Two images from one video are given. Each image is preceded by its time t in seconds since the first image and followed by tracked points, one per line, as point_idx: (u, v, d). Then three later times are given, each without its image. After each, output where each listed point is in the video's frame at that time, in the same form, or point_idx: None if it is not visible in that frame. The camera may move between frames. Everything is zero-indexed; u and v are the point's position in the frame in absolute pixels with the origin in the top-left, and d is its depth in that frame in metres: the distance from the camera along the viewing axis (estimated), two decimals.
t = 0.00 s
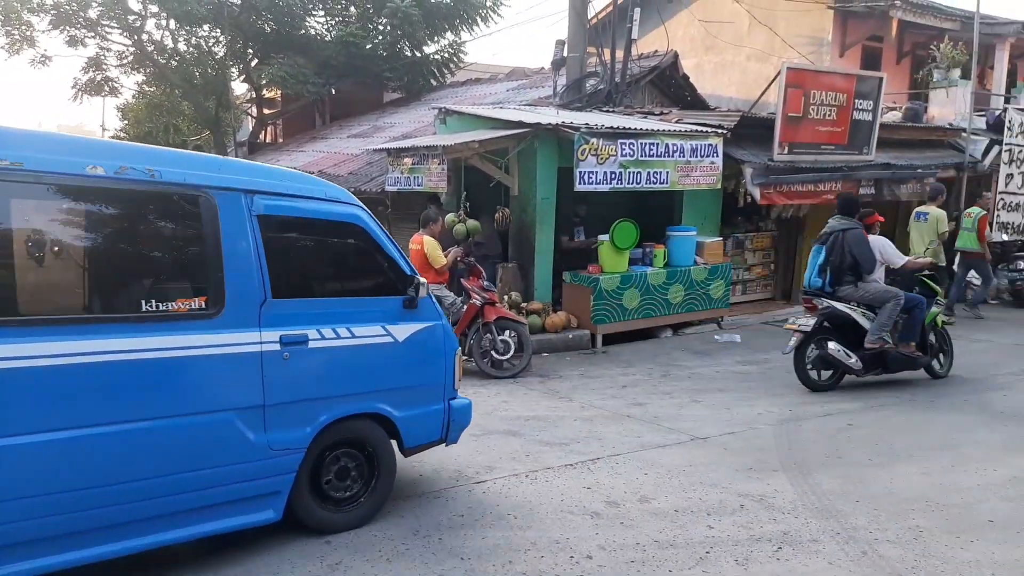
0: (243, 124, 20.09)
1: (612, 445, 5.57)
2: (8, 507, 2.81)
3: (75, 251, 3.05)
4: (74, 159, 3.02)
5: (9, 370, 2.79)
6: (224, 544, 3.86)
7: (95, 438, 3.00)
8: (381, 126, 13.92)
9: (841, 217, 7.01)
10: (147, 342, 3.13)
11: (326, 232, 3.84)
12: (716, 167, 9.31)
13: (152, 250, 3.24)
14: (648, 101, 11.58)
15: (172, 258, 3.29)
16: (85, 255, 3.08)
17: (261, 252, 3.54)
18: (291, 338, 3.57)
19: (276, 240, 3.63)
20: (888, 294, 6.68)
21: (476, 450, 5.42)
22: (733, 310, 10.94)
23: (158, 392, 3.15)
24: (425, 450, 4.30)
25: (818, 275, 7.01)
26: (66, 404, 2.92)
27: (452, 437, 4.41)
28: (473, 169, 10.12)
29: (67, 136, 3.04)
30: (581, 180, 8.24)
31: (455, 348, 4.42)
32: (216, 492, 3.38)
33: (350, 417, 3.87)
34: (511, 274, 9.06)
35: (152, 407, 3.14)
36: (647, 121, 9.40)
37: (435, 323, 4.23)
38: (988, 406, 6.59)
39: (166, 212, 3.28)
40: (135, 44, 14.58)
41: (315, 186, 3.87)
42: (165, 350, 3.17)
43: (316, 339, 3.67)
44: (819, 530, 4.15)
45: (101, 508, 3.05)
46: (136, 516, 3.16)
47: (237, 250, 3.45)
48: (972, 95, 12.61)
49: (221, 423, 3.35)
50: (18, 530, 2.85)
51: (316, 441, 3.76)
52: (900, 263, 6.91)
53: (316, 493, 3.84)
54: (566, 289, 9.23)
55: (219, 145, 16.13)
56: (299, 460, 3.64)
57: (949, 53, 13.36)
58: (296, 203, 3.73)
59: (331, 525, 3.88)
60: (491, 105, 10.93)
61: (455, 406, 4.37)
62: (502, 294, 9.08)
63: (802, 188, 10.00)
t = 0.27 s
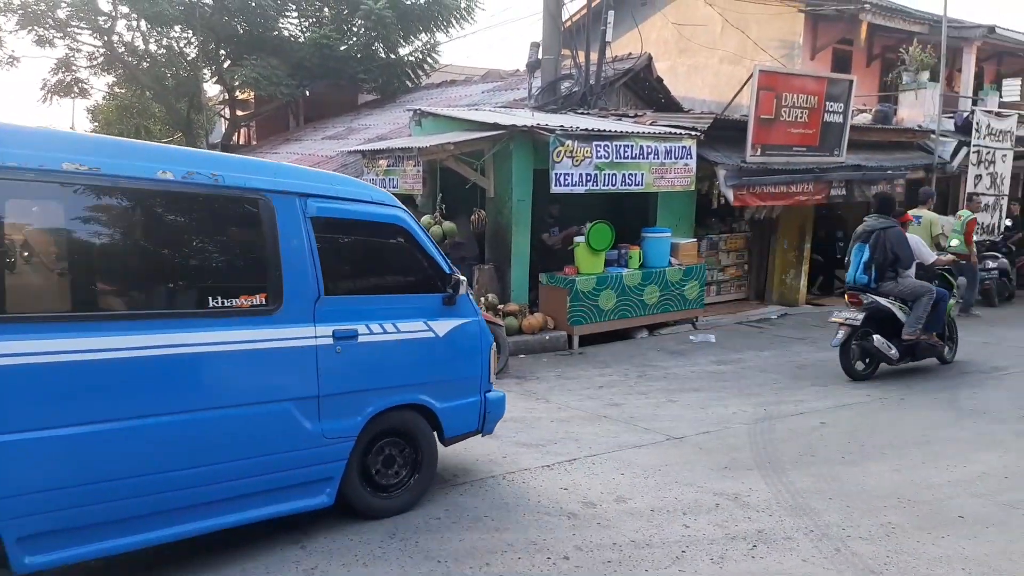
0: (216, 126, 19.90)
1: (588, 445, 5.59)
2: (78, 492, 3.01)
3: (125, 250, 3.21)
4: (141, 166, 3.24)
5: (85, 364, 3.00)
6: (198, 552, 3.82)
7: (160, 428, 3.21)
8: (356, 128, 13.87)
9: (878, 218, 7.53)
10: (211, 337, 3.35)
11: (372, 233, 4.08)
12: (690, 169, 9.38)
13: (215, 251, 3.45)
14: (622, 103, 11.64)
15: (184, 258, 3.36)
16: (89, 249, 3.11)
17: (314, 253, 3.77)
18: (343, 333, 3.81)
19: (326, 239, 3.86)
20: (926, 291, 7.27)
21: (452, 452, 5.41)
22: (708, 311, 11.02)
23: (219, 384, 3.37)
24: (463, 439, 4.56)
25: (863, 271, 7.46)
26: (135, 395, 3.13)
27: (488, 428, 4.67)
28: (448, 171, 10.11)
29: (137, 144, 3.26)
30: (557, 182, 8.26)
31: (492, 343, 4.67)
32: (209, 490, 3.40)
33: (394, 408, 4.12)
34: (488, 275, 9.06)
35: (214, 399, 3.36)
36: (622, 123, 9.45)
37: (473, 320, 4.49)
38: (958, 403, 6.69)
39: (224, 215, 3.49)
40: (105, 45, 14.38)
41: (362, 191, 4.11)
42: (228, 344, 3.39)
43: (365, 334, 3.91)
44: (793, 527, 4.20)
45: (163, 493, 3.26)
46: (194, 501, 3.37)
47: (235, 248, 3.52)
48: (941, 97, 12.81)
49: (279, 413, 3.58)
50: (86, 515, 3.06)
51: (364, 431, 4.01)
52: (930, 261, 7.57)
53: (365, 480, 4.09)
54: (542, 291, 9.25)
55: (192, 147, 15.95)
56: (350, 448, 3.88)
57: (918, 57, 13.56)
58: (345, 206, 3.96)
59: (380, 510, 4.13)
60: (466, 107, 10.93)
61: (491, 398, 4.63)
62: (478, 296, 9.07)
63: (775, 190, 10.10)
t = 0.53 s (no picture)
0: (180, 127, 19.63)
1: (557, 446, 5.61)
2: (155, 474, 3.28)
3: (158, 247, 3.33)
4: (209, 170, 3.48)
5: (163, 356, 3.26)
6: (162, 560, 3.76)
7: (228, 414, 3.48)
8: (323, 129, 13.78)
9: (892, 215, 8.09)
10: (273, 330, 3.62)
11: (414, 231, 4.37)
12: (656, 171, 9.48)
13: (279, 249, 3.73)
14: (589, 106, 11.70)
15: (190, 254, 3.42)
16: (133, 248, 3.27)
17: (362, 251, 4.05)
18: (390, 327, 4.10)
19: (373, 237, 4.13)
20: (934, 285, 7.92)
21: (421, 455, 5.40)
22: (675, 311, 11.13)
23: (281, 374, 3.65)
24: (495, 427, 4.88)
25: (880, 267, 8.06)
26: (207, 384, 3.40)
27: (518, 416, 4.99)
28: (415, 173, 10.08)
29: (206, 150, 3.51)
30: (525, 184, 8.29)
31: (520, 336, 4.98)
32: (264, 473, 3.66)
33: (433, 398, 4.42)
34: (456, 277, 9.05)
35: (275, 387, 3.63)
36: (589, 125, 9.51)
37: (505, 314, 4.79)
38: (918, 400, 6.83)
39: (285, 214, 3.75)
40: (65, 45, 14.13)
41: (405, 191, 4.39)
42: (289, 337, 3.68)
43: (410, 327, 4.21)
44: (758, 525, 4.26)
45: (230, 474, 3.54)
46: (256, 482, 3.65)
47: (242, 244, 3.59)
48: (901, 100, 13.06)
49: (333, 400, 3.87)
50: (161, 495, 3.32)
51: (407, 418, 4.31)
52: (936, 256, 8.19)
53: (407, 465, 4.41)
54: (510, 292, 9.26)
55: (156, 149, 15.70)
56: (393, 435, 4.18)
57: (878, 60, 13.81)
58: (389, 206, 4.25)
59: (422, 493, 4.45)
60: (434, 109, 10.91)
61: (521, 388, 4.95)
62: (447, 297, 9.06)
63: (739, 191, 10.25)
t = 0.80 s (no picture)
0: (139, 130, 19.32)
1: (525, 448, 5.61)
2: (232, 456, 3.54)
3: (203, 246, 3.49)
4: (275, 174, 3.74)
5: (242, 346, 3.54)
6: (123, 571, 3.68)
7: (296, 401, 3.75)
8: (287, 131, 13.68)
9: (894, 216, 8.80)
10: (333, 322, 3.91)
11: (452, 232, 4.70)
12: (621, 173, 9.56)
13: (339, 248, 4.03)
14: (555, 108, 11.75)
15: (242, 250, 3.62)
16: (217, 249, 3.53)
17: (409, 251, 4.36)
18: (436, 320, 4.42)
19: (416, 237, 4.44)
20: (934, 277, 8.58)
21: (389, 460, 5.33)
22: (642, 312, 11.23)
23: (342, 362, 3.94)
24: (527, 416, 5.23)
25: (886, 261, 8.68)
26: (279, 373, 3.68)
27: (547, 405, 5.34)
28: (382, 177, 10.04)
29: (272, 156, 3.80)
30: (492, 186, 8.29)
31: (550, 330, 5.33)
32: (330, 456, 3.96)
33: (471, 387, 4.74)
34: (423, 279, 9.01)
35: (336, 376, 3.92)
36: (555, 127, 9.55)
37: (535, 309, 5.14)
38: (878, 398, 6.96)
39: (341, 216, 4.05)
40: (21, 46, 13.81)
41: (444, 195, 4.71)
42: (350, 328, 3.98)
43: (452, 321, 4.53)
44: (725, 523, 4.32)
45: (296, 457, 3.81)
46: (318, 464, 3.93)
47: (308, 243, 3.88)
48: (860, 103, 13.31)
49: (386, 388, 4.16)
50: (236, 476, 3.58)
51: (451, 406, 4.65)
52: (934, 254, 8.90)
53: (450, 451, 4.72)
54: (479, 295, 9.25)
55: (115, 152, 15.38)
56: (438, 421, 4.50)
57: (838, 64, 14.05)
58: (432, 209, 4.57)
59: (463, 476, 4.78)
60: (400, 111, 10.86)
61: (550, 379, 5.30)
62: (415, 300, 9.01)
63: (703, 193, 10.33)
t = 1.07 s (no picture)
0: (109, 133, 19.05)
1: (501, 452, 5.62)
2: (311, 435, 3.97)
3: (286, 246, 3.93)
4: (345, 181, 4.20)
5: (320, 336, 3.98)
6: None
7: (366, 385, 4.20)
8: (262, 134, 13.61)
9: (903, 219, 9.52)
10: (394, 315, 4.35)
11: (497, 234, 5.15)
12: (597, 178, 9.62)
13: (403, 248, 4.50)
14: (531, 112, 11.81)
15: (321, 250, 4.07)
16: (298, 249, 3.97)
17: (460, 252, 4.81)
18: (484, 314, 4.88)
19: (466, 239, 4.89)
20: (936, 277, 9.24)
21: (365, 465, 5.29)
22: (619, 315, 11.31)
23: (403, 352, 4.38)
24: (565, 406, 5.68)
25: (892, 259, 9.32)
26: (348, 360, 4.11)
27: (584, 397, 5.78)
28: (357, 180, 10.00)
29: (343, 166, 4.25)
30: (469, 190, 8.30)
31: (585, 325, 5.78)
32: (396, 436, 4.41)
33: (515, 377, 5.18)
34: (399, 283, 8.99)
35: (395, 365, 4.34)
36: (531, 132, 9.59)
37: (572, 306, 5.59)
38: (850, 399, 7.07)
39: (403, 220, 4.51)
40: None
41: (489, 199, 5.16)
42: (410, 321, 4.42)
43: (498, 315, 4.98)
44: (699, 524, 4.37)
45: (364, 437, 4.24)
46: (382, 445, 4.36)
47: (377, 244, 4.35)
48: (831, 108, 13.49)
49: (441, 376, 4.61)
50: (317, 452, 4.02)
51: (499, 394, 5.09)
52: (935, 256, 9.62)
53: (499, 437, 5.16)
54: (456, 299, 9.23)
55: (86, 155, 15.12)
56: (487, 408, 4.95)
57: (810, 70, 14.23)
58: (479, 213, 5.02)
59: (512, 460, 5.21)
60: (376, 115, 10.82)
61: (587, 372, 5.74)
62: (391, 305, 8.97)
63: (677, 197, 10.42)
